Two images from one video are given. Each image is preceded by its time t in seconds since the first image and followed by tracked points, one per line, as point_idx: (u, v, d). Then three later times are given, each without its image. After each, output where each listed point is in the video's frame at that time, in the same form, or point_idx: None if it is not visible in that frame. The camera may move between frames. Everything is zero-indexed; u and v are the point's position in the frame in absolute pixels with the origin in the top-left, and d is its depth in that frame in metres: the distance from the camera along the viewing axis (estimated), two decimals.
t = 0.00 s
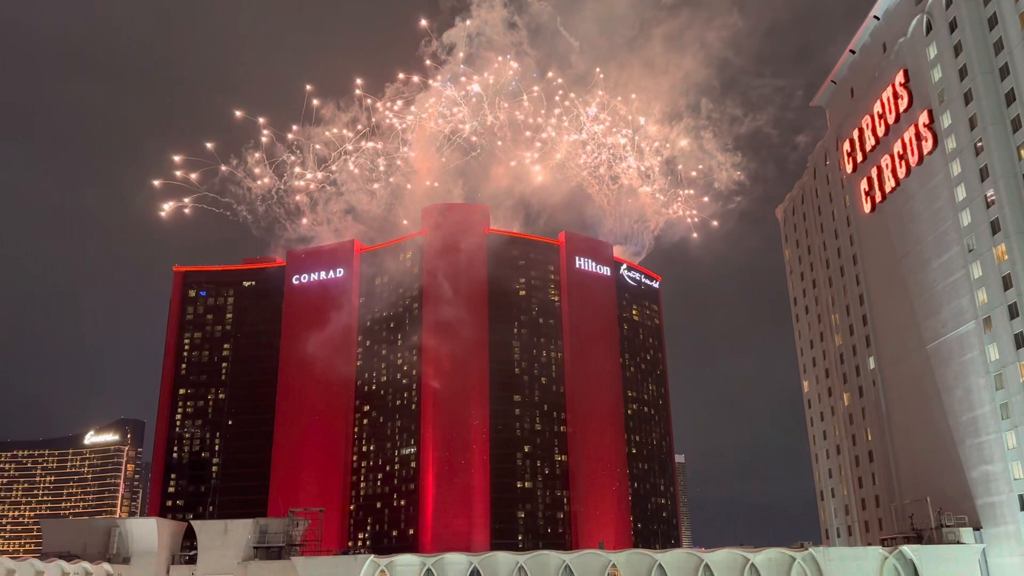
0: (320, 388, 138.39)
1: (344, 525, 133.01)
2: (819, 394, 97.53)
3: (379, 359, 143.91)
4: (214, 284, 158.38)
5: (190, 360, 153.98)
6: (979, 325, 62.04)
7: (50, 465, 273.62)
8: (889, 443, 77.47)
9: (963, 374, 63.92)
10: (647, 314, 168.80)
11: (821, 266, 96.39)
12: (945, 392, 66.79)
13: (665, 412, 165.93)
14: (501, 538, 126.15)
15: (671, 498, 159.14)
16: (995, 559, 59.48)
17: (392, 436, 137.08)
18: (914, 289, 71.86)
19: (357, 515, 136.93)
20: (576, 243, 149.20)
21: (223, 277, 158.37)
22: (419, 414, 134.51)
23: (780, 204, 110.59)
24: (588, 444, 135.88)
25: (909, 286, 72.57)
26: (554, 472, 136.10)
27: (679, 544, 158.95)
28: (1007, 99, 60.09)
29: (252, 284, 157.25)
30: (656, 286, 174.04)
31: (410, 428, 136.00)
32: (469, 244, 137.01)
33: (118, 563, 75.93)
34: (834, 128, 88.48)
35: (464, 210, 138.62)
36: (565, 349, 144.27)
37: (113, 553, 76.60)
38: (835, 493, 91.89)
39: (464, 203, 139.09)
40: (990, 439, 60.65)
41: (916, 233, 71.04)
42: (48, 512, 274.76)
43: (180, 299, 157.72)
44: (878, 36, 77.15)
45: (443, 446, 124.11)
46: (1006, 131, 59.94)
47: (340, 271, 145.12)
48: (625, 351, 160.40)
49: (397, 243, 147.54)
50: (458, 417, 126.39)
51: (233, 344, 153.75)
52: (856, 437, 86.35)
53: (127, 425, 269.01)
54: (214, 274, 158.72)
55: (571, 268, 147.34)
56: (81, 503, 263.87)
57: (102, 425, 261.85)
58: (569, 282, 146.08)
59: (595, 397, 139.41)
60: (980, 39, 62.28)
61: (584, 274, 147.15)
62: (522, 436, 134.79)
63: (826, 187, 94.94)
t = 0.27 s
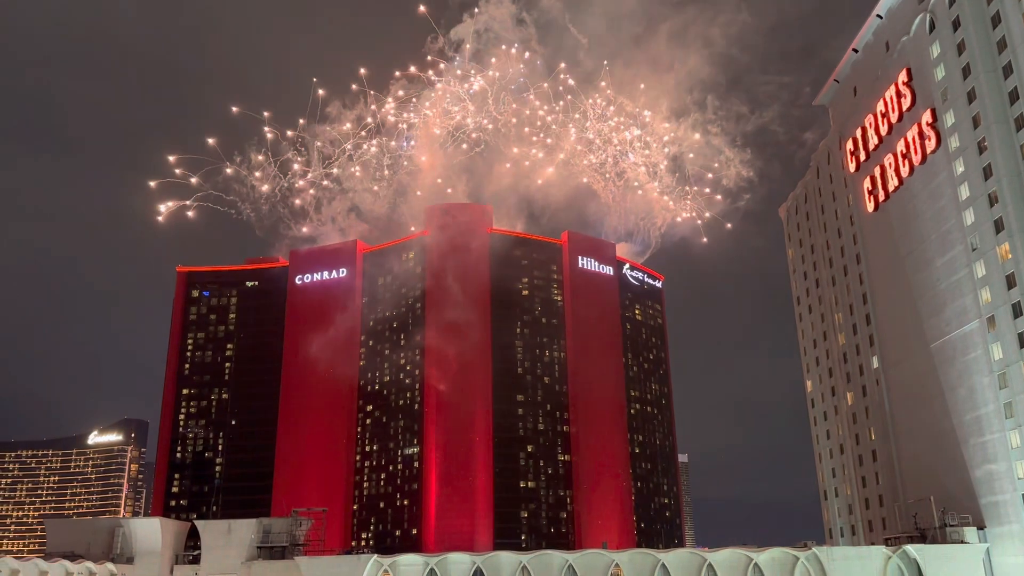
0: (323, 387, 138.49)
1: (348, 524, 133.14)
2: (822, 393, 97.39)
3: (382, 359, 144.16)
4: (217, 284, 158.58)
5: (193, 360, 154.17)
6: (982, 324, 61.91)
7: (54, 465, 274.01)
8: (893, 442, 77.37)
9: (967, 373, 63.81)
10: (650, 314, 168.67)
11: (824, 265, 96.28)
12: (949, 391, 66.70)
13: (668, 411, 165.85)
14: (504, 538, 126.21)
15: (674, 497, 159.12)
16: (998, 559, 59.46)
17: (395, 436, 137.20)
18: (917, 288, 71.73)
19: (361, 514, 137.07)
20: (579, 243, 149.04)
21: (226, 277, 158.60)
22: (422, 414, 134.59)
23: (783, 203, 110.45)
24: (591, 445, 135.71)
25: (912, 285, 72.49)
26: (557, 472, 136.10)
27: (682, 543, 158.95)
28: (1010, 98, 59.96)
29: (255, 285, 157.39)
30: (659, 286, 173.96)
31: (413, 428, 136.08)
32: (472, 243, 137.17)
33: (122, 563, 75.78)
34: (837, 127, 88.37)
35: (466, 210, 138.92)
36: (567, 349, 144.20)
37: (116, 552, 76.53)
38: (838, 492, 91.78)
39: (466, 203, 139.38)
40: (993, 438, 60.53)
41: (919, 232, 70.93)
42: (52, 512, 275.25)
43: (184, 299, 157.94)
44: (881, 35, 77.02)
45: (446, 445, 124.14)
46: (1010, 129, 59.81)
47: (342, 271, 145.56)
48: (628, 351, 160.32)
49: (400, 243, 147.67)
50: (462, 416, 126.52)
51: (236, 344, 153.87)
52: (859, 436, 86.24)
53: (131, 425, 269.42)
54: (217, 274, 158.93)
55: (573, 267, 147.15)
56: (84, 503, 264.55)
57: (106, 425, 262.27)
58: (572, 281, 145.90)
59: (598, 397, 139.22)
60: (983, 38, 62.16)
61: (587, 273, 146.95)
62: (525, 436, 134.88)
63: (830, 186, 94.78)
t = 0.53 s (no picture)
0: (325, 387, 138.62)
1: (350, 524, 133.25)
2: (825, 393, 97.33)
3: (384, 359, 144.42)
4: (219, 284, 158.73)
5: (195, 361, 154.31)
6: (985, 323, 61.85)
7: (56, 465, 274.42)
8: (895, 442, 77.32)
9: (969, 373, 63.76)
10: (652, 314, 168.61)
11: (826, 265, 96.22)
12: (951, 390, 66.66)
13: (670, 411, 165.85)
14: (505, 538, 126.35)
15: (677, 496, 159.16)
16: (1001, 558, 59.40)
17: (397, 435, 137.26)
18: (920, 287, 71.65)
19: (363, 514, 137.16)
20: (580, 242, 148.96)
21: (228, 277, 158.76)
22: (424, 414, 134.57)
23: (785, 203, 110.44)
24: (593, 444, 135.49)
25: (915, 284, 72.37)
26: (559, 471, 136.11)
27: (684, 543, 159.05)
28: (1013, 97, 59.89)
29: (257, 285, 157.49)
30: (661, 285, 173.95)
31: (415, 428, 136.09)
32: (474, 242, 137.21)
33: (124, 563, 76.05)
34: (839, 127, 88.34)
35: (469, 209, 139.02)
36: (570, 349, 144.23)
37: (119, 552, 76.75)
38: (841, 492, 91.71)
39: (468, 203, 139.45)
40: (996, 438, 60.47)
41: (921, 231, 70.87)
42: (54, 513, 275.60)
43: (186, 299, 158.09)
44: (883, 34, 76.97)
45: (448, 445, 124.15)
46: (1012, 129, 59.73)
47: (344, 271, 146.02)
48: (630, 351, 160.30)
49: (401, 243, 147.87)
50: (464, 416, 126.55)
51: (238, 344, 154.00)
52: (861, 436, 86.16)
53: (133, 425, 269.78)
54: (219, 274, 159.06)
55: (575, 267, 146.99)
56: (87, 503, 264.91)
57: (109, 425, 262.54)
58: (574, 281, 145.83)
59: (600, 397, 139.01)
60: (985, 37, 62.09)
61: (589, 273, 146.77)
62: (527, 436, 135.04)
63: (832, 186, 94.71)
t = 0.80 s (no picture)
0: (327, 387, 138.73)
1: (352, 524, 133.35)
2: (827, 393, 97.22)
3: (386, 359, 144.08)
4: (221, 284, 158.94)
5: (198, 360, 154.46)
6: (987, 322, 61.78)
7: (59, 465, 274.84)
8: (897, 442, 77.25)
9: (971, 372, 63.69)
10: (654, 313, 168.53)
11: (828, 264, 96.13)
12: (953, 390, 66.61)
13: (672, 411, 165.82)
14: (507, 538, 126.44)
15: (679, 496, 159.12)
16: (1004, 558, 59.35)
17: (399, 435, 137.27)
18: (922, 287, 71.55)
19: (365, 514, 137.28)
20: (582, 242, 148.90)
21: (230, 277, 159.01)
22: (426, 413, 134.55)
23: (787, 202, 110.33)
24: (595, 444, 135.29)
25: (917, 284, 72.30)
26: (561, 471, 136.05)
27: (687, 542, 159.02)
28: (1015, 97, 59.78)
29: (259, 285, 157.68)
30: (663, 285, 173.91)
31: (417, 428, 136.08)
32: (476, 242, 137.29)
33: (127, 563, 76.33)
34: (841, 126, 88.23)
35: (471, 208, 139.12)
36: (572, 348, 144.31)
37: (122, 552, 76.95)
38: (843, 491, 91.66)
39: (470, 203, 139.53)
40: (998, 437, 60.41)
41: (923, 231, 70.79)
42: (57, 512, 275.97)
43: (188, 299, 158.33)
44: (885, 33, 76.86)
45: (450, 444, 124.16)
46: (1014, 128, 59.63)
47: (346, 271, 146.34)
48: (632, 351, 160.25)
49: (403, 243, 148.12)
50: (466, 416, 126.62)
51: (240, 344, 154.23)
52: (864, 435, 86.09)
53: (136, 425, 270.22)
54: (221, 274, 159.27)
55: (577, 267, 146.95)
56: (89, 503, 265.25)
57: (111, 425, 262.93)
58: (576, 281, 145.75)
59: (601, 397, 138.80)
60: (988, 36, 61.97)
61: (591, 273, 146.64)
62: (529, 435, 135.14)
63: (834, 185, 94.58)
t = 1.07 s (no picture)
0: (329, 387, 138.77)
1: (354, 524, 133.38)
2: (829, 393, 97.07)
3: (387, 359, 143.84)
4: (223, 284, 159.07)
5: (199, 361, 154.52)
6: (989, 322, 61.70)
7: (61, 466, 275.20)
8: (900, 442, 77.14)
9: (973, 372, 63.61)
10: (655, 313, 168.46)
11: (830, 264, 96.03)
12: (955, 389, 66.50)
13: (674, 411, 165.73)
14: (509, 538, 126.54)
15: (680, 496, 158.99)
16: (1006, 558, 59.29)
17: (401, 435, 137.24)
18: (924, 286, 71.47)
19: (367, 514, 137.30)
20: (584, 242, 148.83)
21: (232, 277, 159.15)
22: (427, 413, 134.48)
23: (789, 202, 110.24)
24: (597, 444, 135.15)
25: (919, 284, 72.20)
26: (563, 471, 135.89)
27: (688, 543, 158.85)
28: (1017, 96, 59.64)
29: (260, 285, 157.77)
30: (665, 285, 173.90)
31: (419, 428, 136.01)
32: (478, 242, 137.44)
33: (129, 563, 76.71)
34: (843, 126, 88.16)
35: (473, 209, 139.35)
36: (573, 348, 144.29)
37: (123, 552, 77.19)
38: (845, 491, 91.53)
39: (472, 203, 139.73)
40: (1000, 437, 60.29)
41: (925, 230, 70.73)
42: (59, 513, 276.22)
43: (190, 299, 158.48)
44: (887, 32, 76.76)
45: (453, 445, 124.11)
46: (1016, 128, 59.52)
47: (348, 271, 146.50)
48: (634, 350, 160.19)
49: (405, 243, 148.16)
50: (469, 416, 126.60)
51: (242, 344, 154.38)
52: (866, 435, 85.98)
53: (138, 425, 270.75)
54: (223, 274, 159.38)
55: (579, 267, 146.94)
56: (91, 503, 265.53)
57: (113, 425, 263.17)
58: (578, 281, 145.76)
59: (603, 396, 138.61)
60: (989, 35, 61.89)
61: (592, 272, 146.63)
62: (530, 435, 135.25)
63: (836, 185, 94.50)
